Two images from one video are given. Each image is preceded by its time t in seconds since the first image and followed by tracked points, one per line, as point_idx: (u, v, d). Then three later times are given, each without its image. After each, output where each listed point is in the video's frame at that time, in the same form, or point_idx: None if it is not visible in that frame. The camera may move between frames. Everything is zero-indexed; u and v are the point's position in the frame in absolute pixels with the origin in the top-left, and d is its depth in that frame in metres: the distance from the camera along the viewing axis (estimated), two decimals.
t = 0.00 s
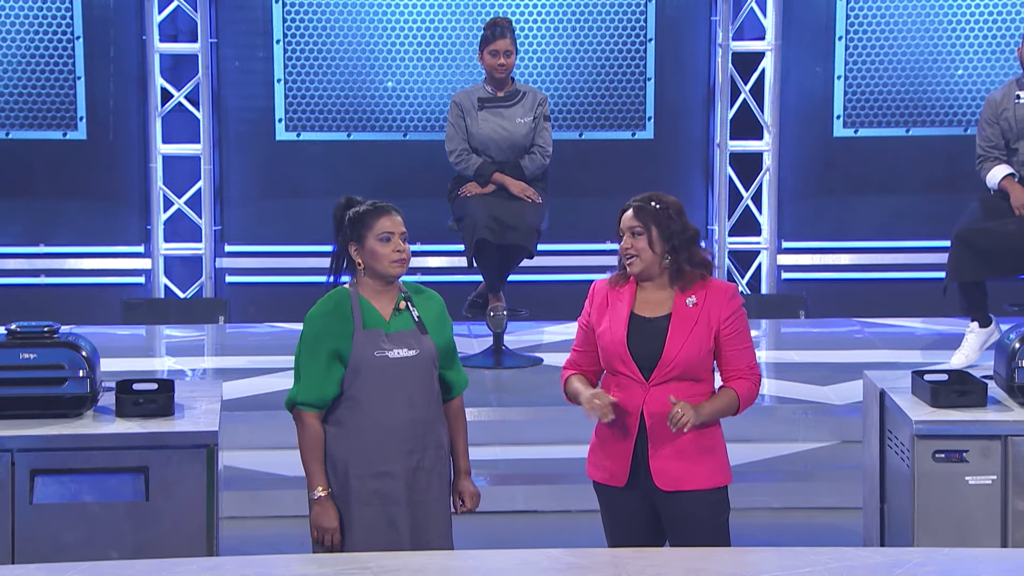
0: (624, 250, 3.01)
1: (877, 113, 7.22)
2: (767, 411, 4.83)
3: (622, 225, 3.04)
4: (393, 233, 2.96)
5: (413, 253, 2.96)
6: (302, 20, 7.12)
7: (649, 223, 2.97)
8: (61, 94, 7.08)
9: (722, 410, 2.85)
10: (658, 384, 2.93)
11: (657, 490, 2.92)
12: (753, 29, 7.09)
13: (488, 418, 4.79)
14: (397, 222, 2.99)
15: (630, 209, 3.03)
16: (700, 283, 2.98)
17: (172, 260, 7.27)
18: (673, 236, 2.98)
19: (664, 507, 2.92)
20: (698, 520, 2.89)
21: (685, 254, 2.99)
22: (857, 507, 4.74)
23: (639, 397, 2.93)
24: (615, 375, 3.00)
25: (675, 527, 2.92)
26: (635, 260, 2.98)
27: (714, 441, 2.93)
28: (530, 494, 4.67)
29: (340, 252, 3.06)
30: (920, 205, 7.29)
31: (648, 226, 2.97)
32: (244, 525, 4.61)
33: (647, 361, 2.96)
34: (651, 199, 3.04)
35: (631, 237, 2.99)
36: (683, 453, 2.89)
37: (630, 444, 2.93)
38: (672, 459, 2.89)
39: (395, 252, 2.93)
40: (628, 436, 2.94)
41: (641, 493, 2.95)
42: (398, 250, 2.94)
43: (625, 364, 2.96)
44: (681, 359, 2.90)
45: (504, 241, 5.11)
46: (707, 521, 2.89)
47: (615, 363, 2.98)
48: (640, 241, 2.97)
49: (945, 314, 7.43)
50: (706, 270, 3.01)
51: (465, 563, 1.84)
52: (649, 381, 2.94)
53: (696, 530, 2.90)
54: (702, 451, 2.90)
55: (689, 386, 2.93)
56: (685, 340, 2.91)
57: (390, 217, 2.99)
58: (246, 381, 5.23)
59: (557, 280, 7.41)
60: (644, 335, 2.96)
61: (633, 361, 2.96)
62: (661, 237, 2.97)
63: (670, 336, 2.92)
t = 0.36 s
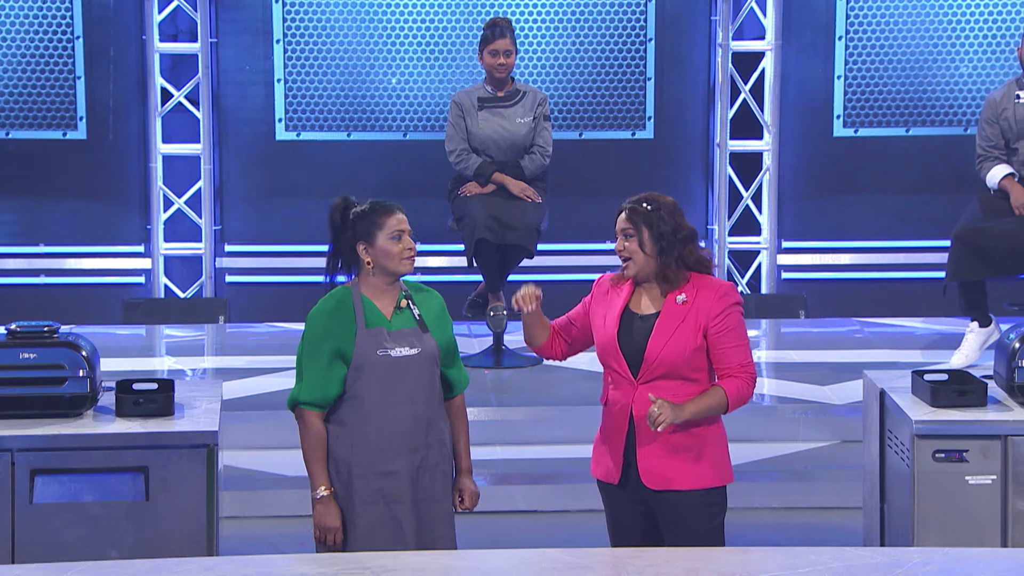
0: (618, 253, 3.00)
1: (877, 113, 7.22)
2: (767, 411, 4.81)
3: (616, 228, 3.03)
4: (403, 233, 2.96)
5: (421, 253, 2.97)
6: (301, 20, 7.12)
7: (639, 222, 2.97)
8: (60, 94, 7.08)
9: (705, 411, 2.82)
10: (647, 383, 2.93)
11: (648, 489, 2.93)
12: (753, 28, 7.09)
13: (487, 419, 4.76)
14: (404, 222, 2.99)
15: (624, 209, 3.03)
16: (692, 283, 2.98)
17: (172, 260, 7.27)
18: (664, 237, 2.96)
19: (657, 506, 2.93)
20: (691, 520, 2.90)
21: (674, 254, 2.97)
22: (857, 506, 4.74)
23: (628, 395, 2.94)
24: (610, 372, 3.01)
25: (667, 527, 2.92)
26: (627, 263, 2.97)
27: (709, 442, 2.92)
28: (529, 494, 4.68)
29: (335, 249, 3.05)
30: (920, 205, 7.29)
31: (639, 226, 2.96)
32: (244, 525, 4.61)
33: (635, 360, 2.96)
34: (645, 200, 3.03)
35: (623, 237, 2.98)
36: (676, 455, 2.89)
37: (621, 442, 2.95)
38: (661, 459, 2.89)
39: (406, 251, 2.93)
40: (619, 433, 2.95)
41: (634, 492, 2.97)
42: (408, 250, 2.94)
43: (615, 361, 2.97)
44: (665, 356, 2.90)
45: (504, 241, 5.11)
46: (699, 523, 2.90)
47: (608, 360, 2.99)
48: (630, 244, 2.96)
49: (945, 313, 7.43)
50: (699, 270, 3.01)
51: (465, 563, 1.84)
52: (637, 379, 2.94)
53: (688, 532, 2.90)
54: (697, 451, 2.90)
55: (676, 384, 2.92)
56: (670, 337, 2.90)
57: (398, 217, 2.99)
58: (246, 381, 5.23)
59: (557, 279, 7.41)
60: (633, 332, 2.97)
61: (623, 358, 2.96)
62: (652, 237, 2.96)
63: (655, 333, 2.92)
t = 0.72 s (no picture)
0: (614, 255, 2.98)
1: (877, 113, 7.22)
2: (767, 410, 4.81)
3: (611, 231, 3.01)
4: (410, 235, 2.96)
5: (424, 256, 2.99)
6: (301, 20, 7.12)
7: (632, 225, 2.95)
8: (61, 94, 7.08)
9: (703, 414, 2.82)
10: (646, 386, 2.93)
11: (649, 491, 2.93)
12: (754, 29, 7.09)
13: (487, 419, 4.78)
14: (409, 225, 2.99)
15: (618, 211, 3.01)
16: (688, 284, 2.97)
17: (172, 260, 7.27)
18: (659, 238, 2.95)
19: (657, 507, 2.93)
20: (692, 521, 2.89)
21: (668, 256, 2.95)
22: (857, 506, 4.74)
23: (628, 398, 2.95)
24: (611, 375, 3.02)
25: (667, 528, 2.92)
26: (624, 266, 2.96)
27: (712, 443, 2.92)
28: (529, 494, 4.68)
29: (334, 247, 3.01)
30: (920, 205, 7.29)
31: (632, 229, 2.94)
32: (244, 525, 4.61)
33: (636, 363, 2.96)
34: (638, 202, 3.01)
35: (618, 241, 2.96)
36: (677, 457, 2.89)
37: (621, 444, 2.95)
38: (662, 461, 2.89)
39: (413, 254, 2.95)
40: (619, 436, 2.95)
41: (633, 493, 2.97)
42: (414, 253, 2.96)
43: (614, 365, 2.98)
44: (664, 360, 2.90)
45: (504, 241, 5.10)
46: (701, 524, 2.89)
47: (607, 363, 3.00)
48: (626, 246, 2.94)
49: (945, 313, 7.43)
50: (694, 271, 3.00)
51: (464, 563, 1.84)
52: (637, 383, 2.94)
53: (688, 532, 2.90)
54: (700, 453, 2.90)
55: (676, 386, 2.93)
56: (668, 340, 2.90)
57: (404, 219, 2.98)
58: (246, 381, 5.23)
59: (557, 279, 7.40)
60: (630, 336, 2.97)
61: (621, 361, 2.96)
62: (646, 240, 2.94)
63: (652, 338, 2.91)
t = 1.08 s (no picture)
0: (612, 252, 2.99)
1: (878, 113, 7.22)
2: (767, 411, 4.82)
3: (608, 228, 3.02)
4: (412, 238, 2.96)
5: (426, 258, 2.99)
6: (301, 20, 7.12)
7: (634, 220, 2.96)
8: (61, 94, 7.09)
9: (718, 408, 2.81)
10: (648, 384, 2.92)
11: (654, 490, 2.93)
12: (754, 29, 7.09)
13: (488, 419, 4.78)
14: (411, 227, 2.99)
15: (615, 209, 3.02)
16: (686, 282, 2.97)
17: (172, 260, 7.27)
18: (660, 233, 2.97)
19: (661, 506, 2.93)
20: (697, 521, 2.89)
21: (669, 250, 2.97)
22: (857, 506, 4.74)
23: (631, 397, 2.94)
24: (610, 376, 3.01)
25: (672, 527, 2.92)
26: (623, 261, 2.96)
27: (716, 441, 2.92)
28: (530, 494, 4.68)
29: (336, 246, 3.00)
30: (920, 205, 7.29)
31: (633, 225, 2.96)
32: (244, 525, 4.61)
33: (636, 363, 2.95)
34: (636, 198, 3.03)
35: (618, 237, 2.97)
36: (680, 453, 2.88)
37: (624, 444, 2.94)
38: (668, 460, 2.89)
39: (414, 256, 2.95)
40: (623, 436, 2.95)
41: (637, 493, 2.97)
42: (415, 255, 2.95)
43: (614, 365, 2.97)
44: (665, 357, 2.89)
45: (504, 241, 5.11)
46: (706, 523, 2.89)
47: (607, 364, 2.99)
48: (626, 241, 2.95)
49: (945, 314, 7.43)
50: (691, 267, 3.01)
51: (464, 563, 1.84)
52: (639, 382, 2.94)
53: (693, 531, 2.89)
54: (705, 452, 2.90)
55: (679, 382, 2.92)
56: (668, 337, 2.89)
57: (406, 221, 2.98)
58: (246, 381, 5.23)
59: (557, 279, 7.40)
60: (629, 335, 2.97)
61: (622, 361, 2.96)
62: (647, 235, 2.96)
63: (652, 335, 2.91)
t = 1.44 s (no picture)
0: (618, 250, 2.99)
1: (878, 113, 7.22)
2: (768, 411, 4.82)
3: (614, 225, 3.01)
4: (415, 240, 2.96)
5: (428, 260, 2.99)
6: (301, 20, 7.12)
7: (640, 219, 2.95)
8: (61, 94, 7.09)
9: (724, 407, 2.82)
10: (649, 384, 2.92)
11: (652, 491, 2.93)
12: (754, 28, 7.08)
13: (488, 419, 4.77)
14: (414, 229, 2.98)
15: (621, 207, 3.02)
16: (688, 282, 2.97)
17: (172, 260, 7.27)
18: (666, 232, 2.97)
19: (660, 506, 2.93)
20: (696, 522, 2.89)
21: (674, 249, 2.97)
22: (857, 506, 4.74)
23: (632, 397, 2.94)
24: (611, 375, 3.01)
25: (672, 527, 2.92)
26: (629, 260, 2.96)
27: (717, 442, 2.92)
28: (530, 494, 4.68)
29: (336, 244, 2.99)
30: (920, 205, 7.29)
31: (640, 224, 2.95)
32: (244, 525, 4.61)
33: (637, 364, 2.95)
34: (643, 198, 3.01)
35: (625, 235, 2.97)
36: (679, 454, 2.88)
37: (624, 444, 2.94)
38: (666, 460, 2.89)
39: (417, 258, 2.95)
40: (622, 434, 2.95)
41: (636, 492, 2.97)
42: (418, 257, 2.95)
43: (616, 364, 2.96)
44: (666, 357, 2.89)
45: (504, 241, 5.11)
46: (706, 524, 2.89)
47: (608, 362, 2.99)
48: (632, 240, 2.95)
49: (945, 313, 7.43)
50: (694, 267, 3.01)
51: (463, 563, 1.84)
52: (640, 381, 2.94)
53: (692, 531, 2.90)
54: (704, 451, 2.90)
55: (679, 382, 2.92)
56: (670, 337, 2.89)
57: (409, 223, 2.98)
58: (246, 381, 5.23)
59: (557, 279, 7.40)
60: (631, 335, 2.97)
61: (623, 359, 2.96)
62: (653, 235, 2.96)
63: (655, 334, 2.91)
